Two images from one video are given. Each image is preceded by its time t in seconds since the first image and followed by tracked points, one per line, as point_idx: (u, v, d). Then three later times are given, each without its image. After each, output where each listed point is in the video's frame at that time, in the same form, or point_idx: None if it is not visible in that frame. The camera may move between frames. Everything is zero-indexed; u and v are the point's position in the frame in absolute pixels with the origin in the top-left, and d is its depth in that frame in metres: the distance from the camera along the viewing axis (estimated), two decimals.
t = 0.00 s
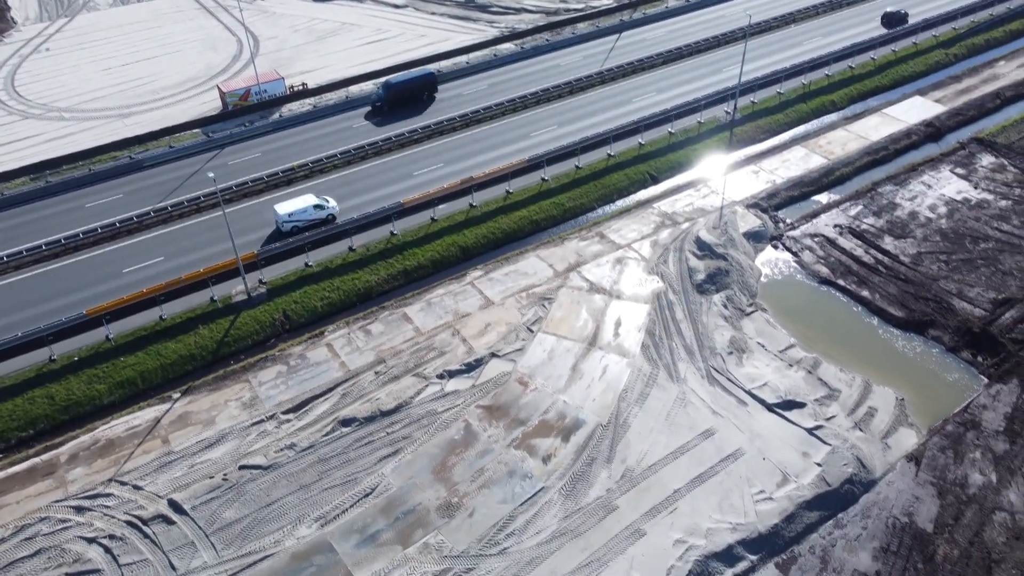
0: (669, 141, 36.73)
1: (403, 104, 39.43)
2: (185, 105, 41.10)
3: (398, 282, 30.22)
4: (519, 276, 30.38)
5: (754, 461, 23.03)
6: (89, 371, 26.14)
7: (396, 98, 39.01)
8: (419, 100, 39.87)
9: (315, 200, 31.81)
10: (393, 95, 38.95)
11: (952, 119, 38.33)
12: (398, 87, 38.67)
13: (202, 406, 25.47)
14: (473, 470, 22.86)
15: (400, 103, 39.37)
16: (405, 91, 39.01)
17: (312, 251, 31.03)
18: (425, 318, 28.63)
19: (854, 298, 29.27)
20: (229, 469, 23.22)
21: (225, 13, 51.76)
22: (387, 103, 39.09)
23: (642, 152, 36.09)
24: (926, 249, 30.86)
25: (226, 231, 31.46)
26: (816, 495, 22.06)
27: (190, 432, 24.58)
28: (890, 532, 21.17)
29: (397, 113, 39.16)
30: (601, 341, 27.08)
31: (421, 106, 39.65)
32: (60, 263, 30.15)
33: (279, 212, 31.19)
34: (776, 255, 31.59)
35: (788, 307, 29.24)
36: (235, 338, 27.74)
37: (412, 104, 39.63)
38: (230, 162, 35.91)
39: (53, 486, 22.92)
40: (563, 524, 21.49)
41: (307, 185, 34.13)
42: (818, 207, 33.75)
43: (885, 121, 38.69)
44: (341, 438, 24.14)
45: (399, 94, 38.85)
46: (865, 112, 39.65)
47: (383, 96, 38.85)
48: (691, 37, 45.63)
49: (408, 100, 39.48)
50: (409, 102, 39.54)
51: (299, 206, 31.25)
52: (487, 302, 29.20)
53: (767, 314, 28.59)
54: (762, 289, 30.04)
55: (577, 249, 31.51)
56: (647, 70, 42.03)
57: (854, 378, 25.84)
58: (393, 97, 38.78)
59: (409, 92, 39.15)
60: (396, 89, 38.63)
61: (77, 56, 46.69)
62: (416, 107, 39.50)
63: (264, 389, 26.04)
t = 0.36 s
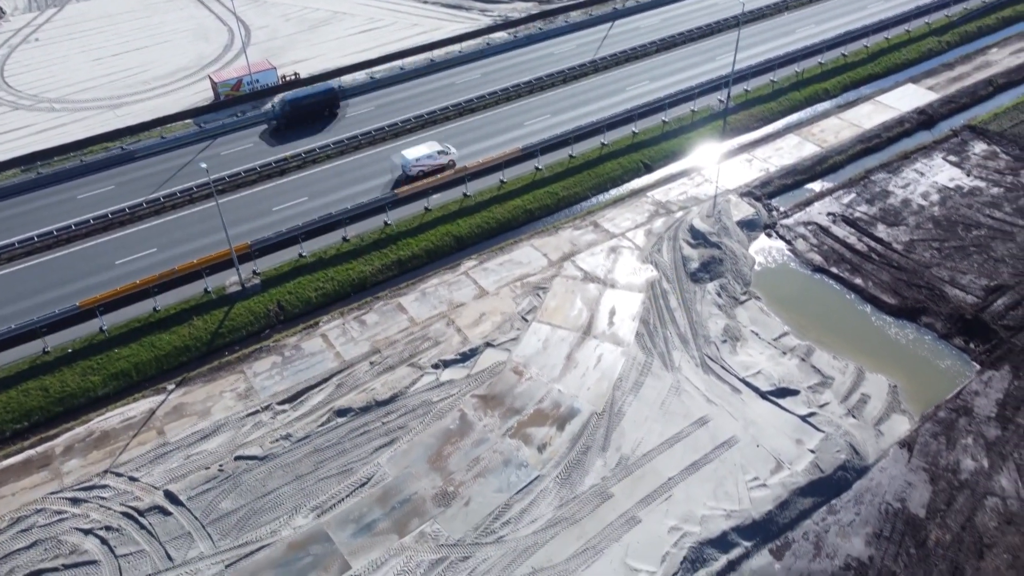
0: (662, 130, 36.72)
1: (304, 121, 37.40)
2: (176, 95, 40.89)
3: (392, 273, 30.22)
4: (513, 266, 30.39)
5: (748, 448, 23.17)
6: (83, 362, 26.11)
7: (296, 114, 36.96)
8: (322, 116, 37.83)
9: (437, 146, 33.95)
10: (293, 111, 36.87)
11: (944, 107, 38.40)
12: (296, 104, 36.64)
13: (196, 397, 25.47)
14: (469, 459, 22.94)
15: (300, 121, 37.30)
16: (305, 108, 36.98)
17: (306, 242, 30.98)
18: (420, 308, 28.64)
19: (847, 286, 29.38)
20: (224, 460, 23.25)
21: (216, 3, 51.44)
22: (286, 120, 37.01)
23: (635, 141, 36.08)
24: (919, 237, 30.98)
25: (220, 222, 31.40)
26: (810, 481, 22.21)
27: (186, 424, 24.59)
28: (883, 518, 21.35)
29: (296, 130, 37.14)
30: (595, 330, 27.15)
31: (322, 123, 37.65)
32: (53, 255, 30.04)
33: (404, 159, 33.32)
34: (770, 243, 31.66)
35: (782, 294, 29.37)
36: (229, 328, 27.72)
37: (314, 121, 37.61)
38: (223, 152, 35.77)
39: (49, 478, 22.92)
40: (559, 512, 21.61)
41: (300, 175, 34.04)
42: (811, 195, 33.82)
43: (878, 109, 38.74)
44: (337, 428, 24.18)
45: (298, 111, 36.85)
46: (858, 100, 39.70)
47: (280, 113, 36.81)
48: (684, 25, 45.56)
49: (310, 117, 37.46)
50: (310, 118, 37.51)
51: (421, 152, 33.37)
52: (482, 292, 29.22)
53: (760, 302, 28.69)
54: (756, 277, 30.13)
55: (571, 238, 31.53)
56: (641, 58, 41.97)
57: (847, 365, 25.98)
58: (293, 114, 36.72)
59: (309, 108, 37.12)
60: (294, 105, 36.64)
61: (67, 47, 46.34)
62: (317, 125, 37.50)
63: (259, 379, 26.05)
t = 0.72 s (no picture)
0: (657, 119, 36.71)
1: (195, 143, 35.35)
2: (169, 86, 40.68)
3: (388, 264, 30.22)
4: (508, 256, 30.41)
5: (743, 437, 23.31)
6: (79, 355, 26.07)
7: (186, 134, 34.90)
8: (215, 137, 35.77)
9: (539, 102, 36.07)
10: (183, 131, 34.81)
11: (938, 95, 38.45)
12: (183, 124, 34.64)
13: (192, 389, 25.48)
14: (465, 449, 23.04)
15: (192, 141, 35.21)
16: (194, 128, 34.96)
17: (301, 234, 30.95)
18: (415, 299, 28.66)
19: (841, 275, 29.50)
20: (221, 452, 23.30)
21: None
22: (176, 141, 34.93)
23: (630, 130, 36.07)
24: (912, 225, 31.09)
25: (214, 214, 31.32)
26: (804, 469, 22.34)
27: (181, 416, 24.61)
28: (877, 505, 21.52)
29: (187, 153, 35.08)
30: (591, 320, 27.22)
31: (215, 144, 35.57)
32: (47, 248, 29.94)
33: (508, 112, 35.49)
34: (764, 232, 31.74)
35: (776, 283, 29.48)
36: (225, 320, 27.69)
37: (206, 141, 35.56)
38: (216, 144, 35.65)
39: (46, 471, 22.94)
40: (555, 502, 21.72)
41: (294, 166, 33.96)
42: (805, 184, 33.89)
43: (872, 97, 38.78)
44: (333, 419, 24.23)
45: (185, 133, 34.80)
46: (851, 89, 39.72)
47: (170, 135, 34.76)
48: (678, 14, 45.47)
49: (201, 138, 35.42)
50: (204, 138, 35.42)
51: (525, 105, 35.50)
52: (477, 283, 29.24)
53: (755, 291, 28.79)
54: (750, 266, 30.22)
55: (566, 228, 31.56)
56: (635, 48, 41.90)
57: (841, 354, 26.12)
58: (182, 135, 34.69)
59: (200, 127, 35.11)
60: (182, 125, 34.58)
61: (57, 38, 46.01)
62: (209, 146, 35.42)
63: (255, 371, 26.07)
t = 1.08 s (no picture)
0: (652, 109, 36.68)
1: (75, 171, 33.07)
2: (163, 77, 40.48)
3: (384, 255, 30.22)
4: (503, 247, 30.42)
5: (738, 426, 23.45)
6: (74, 348, 26.06)
7: (65, 161, 32.61)
8: (99, 163, 33.49)
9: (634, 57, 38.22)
10: (61, 158, 32.49)
11: (932, 84, 38.46)
12: (60, 151, 32.35)
13: (189, 381, 25.51)
14: (461, 440, 23.13)
15: (70, 168, 32.90)
16: (73, 155, 32.71)
17: (296, 225, 30.93)
18: (411, 291, 28.68)
19: (836, 264, 29.60)
20: (218, 443, 23.35)
21: None
22: (53, 168, 32.59)
23: (625, 120, 36.03)
24: (907, 215, 31.17)
25: (209, 206, 31.26)
26: (799, 457, 22.48)
27: (178, 408, 24.64)
28: (871, 493, 21.70)
29: (63, 182, 32.70)
30: (586, 310, 27.29)
31: (98, 171, 33.29)
32: (41, 240, 29.86)
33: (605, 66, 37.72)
34: (759, 222, 31.80)
35: (772, 272, 29.57)
36: (221, 312, 27.69)
37: (87, 169, 33.27)
38: (210, 135, 35.54)
39: (43, 463, 22.97)
40: (551, 491, 21.85)
41: (288, 158, 33.87)
42: (800, 174, 33.94)
43: (867, 86, 38.78)
44: (330, 411, 24.29)
45: (63, 159, 32.48)
46: (846, 78, 39.71)
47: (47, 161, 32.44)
48: (673, 3, 45.35)
49: (83, 165, 33.16)
50: (85, 165, 33.13)
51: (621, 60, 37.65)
52: (472, 274, 29.26)
53: (750, 281, 28.88)
54: (746, 256, 30.30)
55: (561, 219, 31.57)
56: (631, 37, 41.79)
57: (835, 343, 26.25)
58: (59, 161, 32.39)
59: (79, 155, 32.83)
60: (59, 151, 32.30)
61: (49, 29, 45.65)
62: (91, 173, 33.14)
63: (251, 363, 26.10)
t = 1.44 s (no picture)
0: (648, 100, 36.64)
1: None
2: (157, 70, 40.28)
3: (380, 248, 30.21)
4: (500, 239, 30.41)
5: (734, 417, 23.56)
6: (72, 342, 26.05)
7: None
8: None
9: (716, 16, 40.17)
10: None
11: (929, 75, 38.46)
12: None
13: (186, 375, 25.53)
14: (459, 432, 23.20)
15: None
16: None
17: (292, 218, 30.88)
18: (408, 283, 28.68)
19: (832, 255, 29.67)
20: (216, 437, 23.39)
21: None
22: None
23: (621, 112, 35.98)
24: (903, 205, 31.22)
25: (205, 199, 31.19)
26: (795, 448, 22.61)
27: (176, 401, 24.67)
28: (866, 483, 21.84)
29: None
30: (583, 302, 27.34)
31: None
32: (37, 234, 29.77)
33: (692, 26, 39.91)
34: (756, 213, 31.84)
35: (768, 264, 29.64)
36: (218, 306, 27.68)
37: None
38: (206, 128, 35.42)
39: (41, 457, 23.00)
40: (549, 483, 21.96)
41: (284, 150, 33.79)
42: (796, 165, 33.97)
43: (864, 77, 38.75)
44: (328, 404, 24.33)
45: None
46: (843, 68, 39.67)
47: None
48: None
49: None
50: None
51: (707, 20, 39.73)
52: (469, 266, 29.26)
53: (746, 272, 28.94)
54: (742, 247, 30.35)
55: (558, 211, 31.56)
56: (627, 28, 41.68)
57: (831, 334, 26.34)
58: None
59: None
60: None
61: (43, 21, 45.32)
62: None
63: (249, 356, 26.12)
